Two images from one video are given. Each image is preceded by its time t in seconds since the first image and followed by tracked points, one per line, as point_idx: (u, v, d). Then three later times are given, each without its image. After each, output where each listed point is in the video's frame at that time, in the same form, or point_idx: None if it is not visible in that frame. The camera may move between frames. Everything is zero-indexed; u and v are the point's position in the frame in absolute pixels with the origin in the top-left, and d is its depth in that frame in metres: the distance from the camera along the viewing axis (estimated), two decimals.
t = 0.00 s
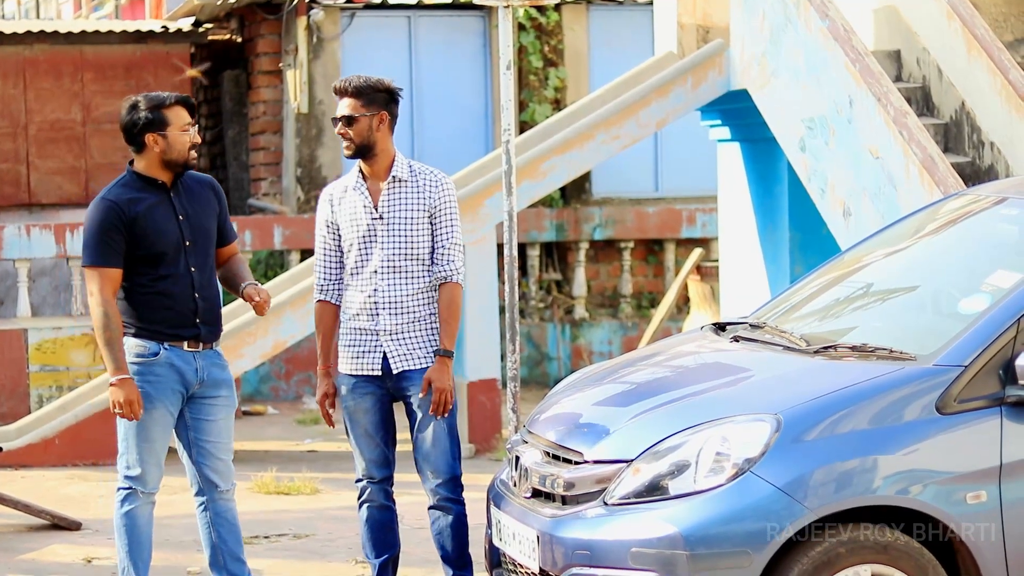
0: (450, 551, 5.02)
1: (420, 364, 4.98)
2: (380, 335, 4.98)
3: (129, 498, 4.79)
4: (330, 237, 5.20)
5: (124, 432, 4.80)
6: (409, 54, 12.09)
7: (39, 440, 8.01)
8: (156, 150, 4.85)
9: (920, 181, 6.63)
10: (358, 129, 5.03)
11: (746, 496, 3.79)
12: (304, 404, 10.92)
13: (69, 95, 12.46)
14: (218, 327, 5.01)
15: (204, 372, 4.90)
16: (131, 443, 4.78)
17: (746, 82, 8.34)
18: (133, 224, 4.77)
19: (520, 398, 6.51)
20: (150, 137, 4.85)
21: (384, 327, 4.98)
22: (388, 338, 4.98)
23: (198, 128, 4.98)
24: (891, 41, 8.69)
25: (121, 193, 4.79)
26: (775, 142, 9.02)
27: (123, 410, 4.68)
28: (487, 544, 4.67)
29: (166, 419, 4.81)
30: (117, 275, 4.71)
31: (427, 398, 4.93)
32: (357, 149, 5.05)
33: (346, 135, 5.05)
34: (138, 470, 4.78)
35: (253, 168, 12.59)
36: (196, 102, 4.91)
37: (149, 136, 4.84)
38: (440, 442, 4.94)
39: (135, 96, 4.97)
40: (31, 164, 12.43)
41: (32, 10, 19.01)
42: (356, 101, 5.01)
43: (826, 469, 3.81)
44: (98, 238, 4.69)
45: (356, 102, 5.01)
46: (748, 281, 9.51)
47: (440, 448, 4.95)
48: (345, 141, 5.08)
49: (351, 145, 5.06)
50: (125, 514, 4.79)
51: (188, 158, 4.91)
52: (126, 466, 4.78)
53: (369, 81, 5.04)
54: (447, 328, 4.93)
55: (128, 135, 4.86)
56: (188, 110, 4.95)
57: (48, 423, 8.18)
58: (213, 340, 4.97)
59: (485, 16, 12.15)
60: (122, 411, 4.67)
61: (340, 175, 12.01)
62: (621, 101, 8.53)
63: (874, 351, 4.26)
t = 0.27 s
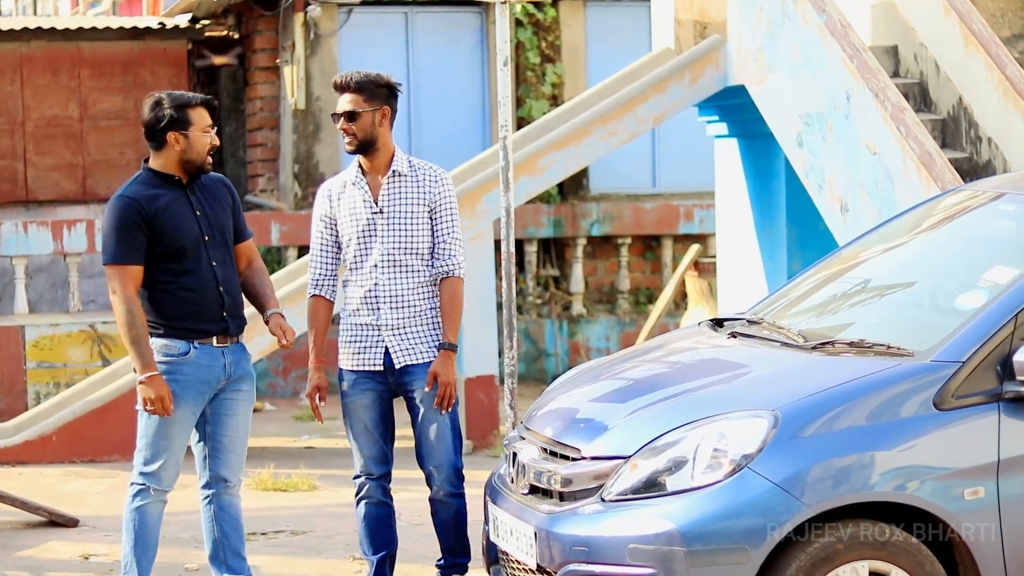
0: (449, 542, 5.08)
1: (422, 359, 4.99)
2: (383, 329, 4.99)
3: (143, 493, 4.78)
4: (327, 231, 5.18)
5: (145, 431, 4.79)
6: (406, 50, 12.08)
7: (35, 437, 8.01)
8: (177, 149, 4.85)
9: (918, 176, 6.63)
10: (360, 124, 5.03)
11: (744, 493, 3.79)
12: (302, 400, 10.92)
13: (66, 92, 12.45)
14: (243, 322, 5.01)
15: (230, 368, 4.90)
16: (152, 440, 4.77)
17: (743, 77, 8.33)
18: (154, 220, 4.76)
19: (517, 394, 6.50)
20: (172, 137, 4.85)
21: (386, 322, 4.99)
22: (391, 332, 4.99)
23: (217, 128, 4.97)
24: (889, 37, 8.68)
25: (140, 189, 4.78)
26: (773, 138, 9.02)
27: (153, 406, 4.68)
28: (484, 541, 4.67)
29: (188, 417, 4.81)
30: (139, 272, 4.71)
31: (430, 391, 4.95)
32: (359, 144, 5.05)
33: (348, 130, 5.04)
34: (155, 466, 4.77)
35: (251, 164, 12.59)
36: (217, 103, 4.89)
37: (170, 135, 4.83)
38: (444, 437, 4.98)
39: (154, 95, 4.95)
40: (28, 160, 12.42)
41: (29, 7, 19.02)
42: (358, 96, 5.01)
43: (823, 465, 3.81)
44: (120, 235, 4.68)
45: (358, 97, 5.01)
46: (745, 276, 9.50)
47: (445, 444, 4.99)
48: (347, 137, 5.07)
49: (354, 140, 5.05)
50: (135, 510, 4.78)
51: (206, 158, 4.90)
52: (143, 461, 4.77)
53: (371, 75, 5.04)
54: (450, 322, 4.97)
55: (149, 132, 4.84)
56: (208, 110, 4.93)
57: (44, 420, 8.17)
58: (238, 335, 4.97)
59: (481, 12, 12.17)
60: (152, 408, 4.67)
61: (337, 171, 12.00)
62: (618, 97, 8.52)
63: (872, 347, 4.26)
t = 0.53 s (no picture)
0: (443, 541, 5.09)
1: (434, 361, 5.00)
2: (397, 329, 4.99)
3: (169, 500, 4.77)
4: (341, 230, 5.17)
5: (174, 437, 4.78)
6: (404, 52, 12.07)
7: (32, 440, 7.99)
8: (191, 151, 4.83)
9: (915, 178, 6.64)
10: (376, 125, 5.04)
11: (742, 495, 3.79)
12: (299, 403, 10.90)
13: (63, 94, 12.43)
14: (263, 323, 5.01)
15: (254, 370, 4.91)
16: (180, 446, 4.77)
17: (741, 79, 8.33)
18: (175, 224, 4.75)
19: (514, 397, 6.50)
20: (186, 137, 4.82)
21: (400, 322, 4.99)
22: (404, 333, 4.99)
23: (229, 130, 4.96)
24: (886, 39, 8.68)
25: (160, 194, 4.76)
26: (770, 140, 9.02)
27: (184, 409, 4.69)
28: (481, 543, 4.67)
29: (216, 422, 4.80)
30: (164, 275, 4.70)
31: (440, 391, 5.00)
32: (375, 145, 5.05)
33: (363, 130, 5.05)
34: (185, 473, 4.76)
35: (248, 166, 12.59)
36: (229, 104, 4.88)
37: (184, 137, 4.81)
38: (450, 438, 5.03)
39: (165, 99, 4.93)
40: (25, 162, 12.39)
41: (27, 9, 19.01)
42: (375, 96, 5.03)
43: (820, 468, 3.81)
44: (144, 239, 4.66)
45: (375, 98, 5.03)
46: (742, 279, 9.51)
47: (448, 444, 5.02)
48: (363, 137, 5.08)
49: (369, 141, 5.05)
50: (159, 516, 4.77)
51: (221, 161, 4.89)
52: (174, 467, 4.75)
53: (389, 76, 5.06)
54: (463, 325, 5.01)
55: (164, 135, 4.81)
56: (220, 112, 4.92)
57: (41, 422, 8.16)
58: (260, 336, 4.96)
59: (479, 14, 12.16)
60: (185, 412, 4.69)
61: (334, 173, 11.99)
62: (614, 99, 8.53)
63: (869, 350, 4.26)
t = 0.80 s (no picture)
0: (451, 539, 5.07)
1: (445, 362, 5.00)
2: (410, 330, 4.99)
3: (204, 495, 4.74)
4: (359, 227, 5.17)
5: (203, 432, 4.76)
6: (406, 53, 12.06)
7: (34, 440, 7.99)
8: (200, 153, 4.83)
9: (917, 179, 6.64)
10: (402, 128, 5.04)
11: (743, 495, 3.78)
12: (301, 403, 10.91)
13: (65, 95, 12.43)
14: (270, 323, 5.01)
15: (262, 367, 4.94)
16: (211, 441, 4.76)
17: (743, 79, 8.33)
18: (182, 225, 4.76)
19: (515, 397, 6.50)
20: (195, 139, 4.82)
21: (413, 323, 5.00)
22: (417, 334, 4.99)
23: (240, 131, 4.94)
24: (888, 40, 8.67)
25: (168, 194, 4.77)
26: (772, 140, 9.02)
27: (215, 398, 4.70)
28: (483, 543, 4.67)
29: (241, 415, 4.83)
30: (171, 275, 4.71)
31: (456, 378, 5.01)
32: (397, 146, 5.05)
33: (388, 132, 5.05)
34: (222, 467, 4.75)
35: (250, 167, 12.60)
36: (240, 106, 4.87)
37: (194, 138, 4.82)
38: (461, 437, 5.04)
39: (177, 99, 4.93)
40: (28, 163, 12.40)
41: (30, 10, 19.03)
42: (404, 100, 5.02)
43: (822, 468, 3.81)
44: (150, 239, 4.67)
45: (403, 101, 5.01)
46: (744, 280, 9.50)
47: (457, 443, 5.02)
48: (387, 137, 5.08)
49: (392, 142, 5.06)
50: (190, 512, 4.74)
51: (230, 163, 4.87)
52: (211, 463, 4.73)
53: (418, 78, 5.03)
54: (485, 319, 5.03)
55: (173, 136, 4.83)
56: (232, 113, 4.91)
57: (43, 423, 8.17)
58: (265, 337, 4.97)
59: (481, 15, 12.17)
60: (217, 399, 4.69)
61: (336, 174, 11.99)
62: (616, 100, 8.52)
63: (871, 350, 4.26)
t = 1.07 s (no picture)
0: (451, 536, 5.08)
1: (451, 357, 5.00)
2: (415, 327, 5.00)
3: (170, 500, 4.75)
4: (368, 220, 5.21)
5: (173, 437, 4.77)
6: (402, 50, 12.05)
7: (30, 437, 7.98)
8: (194, 150, 4.82)
9: (913, 176, 6.64)
10: (414, 128, 5.05)
11: (740, 492, 3.79)
12: (297, 400, 10.90)
13: (61, 91, 12.41)
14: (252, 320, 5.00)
15: (246, 366, 4.91)
16: (179, 445, 4.76)
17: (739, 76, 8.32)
18: (175, 219, 4.74)
19: (512, 393, 6.51)
20: (189, 137, 4.81)
21: (419, 320, 5.00)
22: (422, 331, 4.99)
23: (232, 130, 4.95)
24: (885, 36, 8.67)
25: (161, 188, 4.74)
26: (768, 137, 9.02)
27: (184, 403, 4.69)
28: (479, 540, 4.67)
29: (212, 419, 4.80)
30: (161, 269, 4.68)
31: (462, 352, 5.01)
32: (409, 144, 5.05)
33: (401, 130, 5.06)
34: (186, 473, 4.75)
35: (246, 163, 12.60)
36: (235, 105, 4.88)
37: (188, 135, 4.80)
38: (464, 434, 5.03)
39: (171, 95, 4.92)
40: (24, 159, 12.39)
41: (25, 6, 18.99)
42: (419, 100, 5.03)
43: (819, 465, 3.81)
44: (144, 231, 4.65)
45: (418, 101, 5.03)
46: (741, 276, 9.50)
47: (461, 439, 5.03)
48: (399, 135, 5.08)
49: (404, 140, 5.06)
50: (159, 517, 4.75)
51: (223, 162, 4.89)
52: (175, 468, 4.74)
53: (434, 80, 5.05)
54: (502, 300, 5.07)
55: (167, 133, 4.81)
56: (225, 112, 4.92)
57: (38, 419, 8.16)
58: (249, 337, 4.96)
59: (477, 11, 12.18)
60: (183, 404, 4.69)
61: (333, 170, 11.98)
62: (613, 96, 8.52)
63: (868, 346, 4.26)
